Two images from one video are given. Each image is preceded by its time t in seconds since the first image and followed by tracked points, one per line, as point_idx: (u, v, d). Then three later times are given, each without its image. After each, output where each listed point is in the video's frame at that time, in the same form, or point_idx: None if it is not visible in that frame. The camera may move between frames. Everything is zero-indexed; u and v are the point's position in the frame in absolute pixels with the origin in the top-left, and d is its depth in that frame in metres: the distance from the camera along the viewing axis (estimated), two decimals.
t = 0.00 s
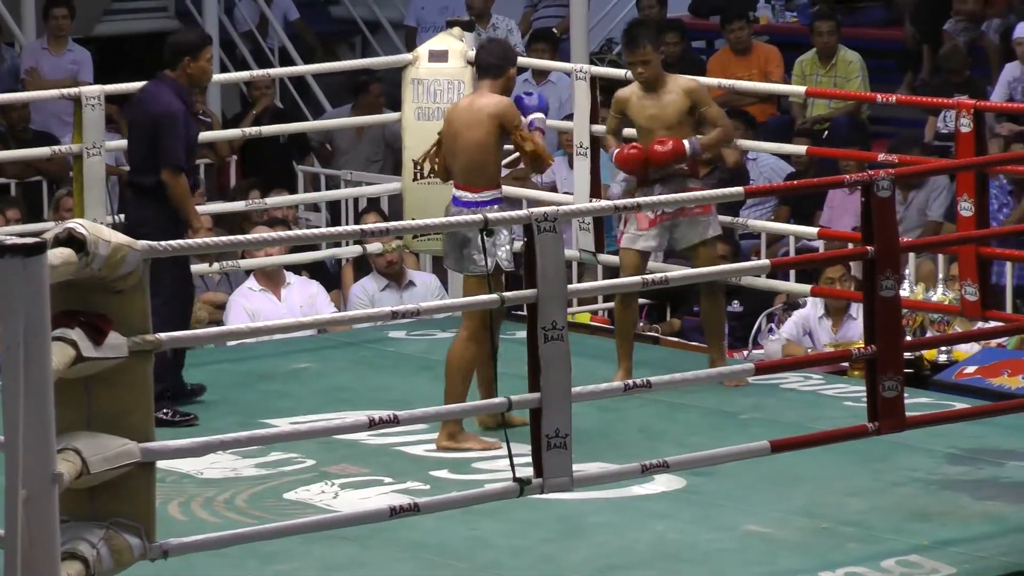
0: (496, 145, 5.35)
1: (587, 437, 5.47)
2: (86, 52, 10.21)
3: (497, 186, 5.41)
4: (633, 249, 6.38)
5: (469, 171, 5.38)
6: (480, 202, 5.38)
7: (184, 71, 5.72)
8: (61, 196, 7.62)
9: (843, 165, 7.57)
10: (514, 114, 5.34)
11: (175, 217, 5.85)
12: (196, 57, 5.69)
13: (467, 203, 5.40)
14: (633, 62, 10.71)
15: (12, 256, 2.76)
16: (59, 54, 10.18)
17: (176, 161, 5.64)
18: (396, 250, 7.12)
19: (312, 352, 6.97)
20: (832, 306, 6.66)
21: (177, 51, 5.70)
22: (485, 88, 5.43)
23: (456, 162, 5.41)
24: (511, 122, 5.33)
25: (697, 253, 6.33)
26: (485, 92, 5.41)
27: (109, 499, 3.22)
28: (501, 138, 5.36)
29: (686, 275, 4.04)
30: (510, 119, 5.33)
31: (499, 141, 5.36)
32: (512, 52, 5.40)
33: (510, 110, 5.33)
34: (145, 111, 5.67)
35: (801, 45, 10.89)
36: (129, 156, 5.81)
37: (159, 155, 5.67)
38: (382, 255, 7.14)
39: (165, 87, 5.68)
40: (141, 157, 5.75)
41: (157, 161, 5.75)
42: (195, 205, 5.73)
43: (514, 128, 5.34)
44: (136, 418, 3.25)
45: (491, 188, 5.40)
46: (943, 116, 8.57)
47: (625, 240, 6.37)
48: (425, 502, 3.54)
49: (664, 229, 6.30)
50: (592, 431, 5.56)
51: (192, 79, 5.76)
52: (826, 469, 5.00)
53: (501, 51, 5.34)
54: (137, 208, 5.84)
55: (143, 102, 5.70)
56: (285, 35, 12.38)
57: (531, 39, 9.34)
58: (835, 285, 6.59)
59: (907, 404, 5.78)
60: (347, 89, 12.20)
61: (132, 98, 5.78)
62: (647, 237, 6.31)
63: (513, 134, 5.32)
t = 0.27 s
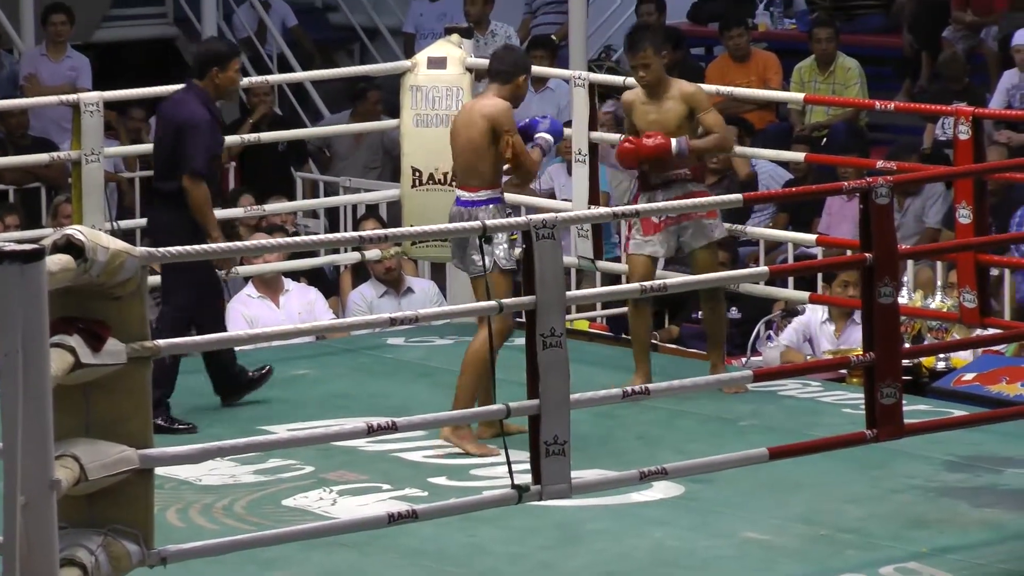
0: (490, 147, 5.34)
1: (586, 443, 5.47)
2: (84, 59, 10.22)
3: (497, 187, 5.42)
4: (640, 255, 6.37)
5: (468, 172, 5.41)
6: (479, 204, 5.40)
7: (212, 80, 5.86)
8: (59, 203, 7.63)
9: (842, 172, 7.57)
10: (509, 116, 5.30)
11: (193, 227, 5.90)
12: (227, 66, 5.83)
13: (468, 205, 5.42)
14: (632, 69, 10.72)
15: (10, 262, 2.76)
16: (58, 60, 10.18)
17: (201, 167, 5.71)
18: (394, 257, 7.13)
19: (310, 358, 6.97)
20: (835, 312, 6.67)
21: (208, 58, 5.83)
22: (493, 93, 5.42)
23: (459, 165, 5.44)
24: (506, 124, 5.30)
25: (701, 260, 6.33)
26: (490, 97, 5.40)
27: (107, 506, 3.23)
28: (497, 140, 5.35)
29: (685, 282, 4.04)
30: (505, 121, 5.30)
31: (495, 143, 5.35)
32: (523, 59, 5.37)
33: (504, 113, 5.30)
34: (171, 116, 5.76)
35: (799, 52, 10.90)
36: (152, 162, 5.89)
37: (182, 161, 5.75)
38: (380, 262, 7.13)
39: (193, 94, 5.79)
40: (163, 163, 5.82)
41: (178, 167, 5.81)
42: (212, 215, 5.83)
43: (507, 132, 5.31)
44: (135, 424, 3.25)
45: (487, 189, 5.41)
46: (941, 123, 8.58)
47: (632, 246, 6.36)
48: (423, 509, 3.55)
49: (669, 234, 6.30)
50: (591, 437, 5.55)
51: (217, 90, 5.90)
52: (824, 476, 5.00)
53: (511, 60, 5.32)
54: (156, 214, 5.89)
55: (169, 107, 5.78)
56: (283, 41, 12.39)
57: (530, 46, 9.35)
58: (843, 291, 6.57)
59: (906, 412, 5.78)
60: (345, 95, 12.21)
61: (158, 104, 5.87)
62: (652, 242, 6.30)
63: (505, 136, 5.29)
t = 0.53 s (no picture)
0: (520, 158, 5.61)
1: (582, 451, 5.47)
2: (82, 66, 10.23)
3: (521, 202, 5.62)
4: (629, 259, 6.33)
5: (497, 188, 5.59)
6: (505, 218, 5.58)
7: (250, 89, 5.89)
8: (57, 210, 7.63)
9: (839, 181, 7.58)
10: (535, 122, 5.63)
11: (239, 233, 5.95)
12: (263, 74, 5.86)
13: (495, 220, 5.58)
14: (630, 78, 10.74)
15: (7, 270, 2.73)
16: (56, 67, 10.19)
17: (242, 174, 5.77)
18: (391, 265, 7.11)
19: (307, 366, 6.97)
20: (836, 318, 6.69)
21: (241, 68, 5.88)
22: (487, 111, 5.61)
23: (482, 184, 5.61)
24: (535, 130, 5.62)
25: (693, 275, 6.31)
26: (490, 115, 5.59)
27: (104, 513, 3.23)
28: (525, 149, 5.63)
29: (681, 290, 4.04)
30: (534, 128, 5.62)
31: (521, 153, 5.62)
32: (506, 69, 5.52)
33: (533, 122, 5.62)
34: (210, 125, 5.82)
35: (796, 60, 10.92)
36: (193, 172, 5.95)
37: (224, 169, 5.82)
38: (377, 269, 7.13)
39: (230, 104, 5.85)
40: (204, 172, 5.89)
41: (221, 176, 5.88)
42: (257, 221, 5.88)
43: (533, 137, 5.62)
44: (131, 430, 3.25)
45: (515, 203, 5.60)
46: (938, 132, 8.59)
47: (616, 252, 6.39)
48: (419, 516, 3.55)
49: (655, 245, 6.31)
50: (587, 445, 5.56)
51: (256, 97, 5.93)
52: (820, 484, 5.00)
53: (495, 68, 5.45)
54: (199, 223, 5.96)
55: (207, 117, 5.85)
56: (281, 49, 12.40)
57: (527, 54, 9.36)
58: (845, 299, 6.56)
59: (902, 420, 5.78)
60: (343, 103, 12.22)
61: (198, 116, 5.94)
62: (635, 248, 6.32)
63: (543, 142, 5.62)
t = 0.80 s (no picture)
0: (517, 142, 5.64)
1: (579, 459, 5.46)
2: (79, 72, 10.22)
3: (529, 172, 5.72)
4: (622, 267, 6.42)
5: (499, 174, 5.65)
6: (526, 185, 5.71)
7: (275, 76, 6.02)
8: (52, 217, 7.63)
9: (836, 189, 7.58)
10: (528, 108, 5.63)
11: (272, 218, 6.07)
12: (286, 62, 5.99)
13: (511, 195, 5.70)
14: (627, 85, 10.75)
15: (2, 277, 2.76)
16: (52, 73, 10.19)
17: (276, 160, 5.92)
18: (388, 272, 7.11)
19: (304, 373, 6.96)
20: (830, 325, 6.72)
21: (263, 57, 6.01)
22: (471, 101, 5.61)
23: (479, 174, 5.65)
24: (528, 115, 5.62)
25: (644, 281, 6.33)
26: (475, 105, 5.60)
27: (100, 520, 3.22)
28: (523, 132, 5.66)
29: (678, 298, 4.04)
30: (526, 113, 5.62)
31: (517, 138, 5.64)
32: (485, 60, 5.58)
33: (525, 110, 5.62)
34: (242, 115, 5.96)
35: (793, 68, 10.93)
36: (223, 163, 6.07)
37: (258, 157, 5.95)
38: (374, 276, 7.13)
39: (258, 94, 5.99)
40: (238, 162, 6.01)
41: (253, 165, 6.00)
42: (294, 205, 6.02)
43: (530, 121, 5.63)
44: (127, 438, 3.24)
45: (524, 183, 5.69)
46: (935, 140, 8.59)
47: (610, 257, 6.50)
48: (415, 524, 3.55)
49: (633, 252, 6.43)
50: (584, 453, 5.55)
51: (281, 84, 6.07)
52: (817, 492, 5.00)
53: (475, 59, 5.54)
54: (230, 212, 6.07)
55: (237, 108, 5.98)
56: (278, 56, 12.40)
57: (524, 62, 9.36)
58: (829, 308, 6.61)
59: (899, 429, 5.78)
60: (340, 111, 12.22)
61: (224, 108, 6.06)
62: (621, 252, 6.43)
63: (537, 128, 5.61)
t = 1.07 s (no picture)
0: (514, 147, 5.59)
1: (574, 467, 5.46)
2: (75, 79, 10.23)
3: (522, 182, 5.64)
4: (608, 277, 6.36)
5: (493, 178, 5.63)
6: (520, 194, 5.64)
7: (283, 83, 6.05)
8: (49, 224, 7.63)
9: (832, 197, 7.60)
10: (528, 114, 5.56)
11: (287, 223, 6.10)
12: (296, 69, 6.02)
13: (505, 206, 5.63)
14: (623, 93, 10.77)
15: None
16: (49, 80, 10.20)
17: (299, 165, 5.94)
18: (384, 280, 7.13)
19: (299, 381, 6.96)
20: (819, 334, 6.75)
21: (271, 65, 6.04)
22: (480, 100, 5.67)
23: (475, 173, 5.66)
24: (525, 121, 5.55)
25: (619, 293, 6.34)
26: (481, 104, 5.65)
27: (95, 526, 3.22)
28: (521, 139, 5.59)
29: (674, 306, 4.05)
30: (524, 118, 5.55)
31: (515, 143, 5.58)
32: (499, 60, 5.64)
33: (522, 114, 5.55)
34: (260, 123, 5.95)
35: (789, 77, 10.96)
36: (238, 171, 6.05)
37: (278, 163, 5.96)
38: (370, 284, 7.14)
39: (272, 101, 6.00)
40: (256, 170, 6.01)
41: (271, 171, 6.01)
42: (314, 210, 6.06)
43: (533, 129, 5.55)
44: (123, 445, 3.24)
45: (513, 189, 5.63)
46: (932, 149, 8.61)
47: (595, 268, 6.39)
48: (410, 531, 3.56)
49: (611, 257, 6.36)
50: (579, 461, 5.55)
51: (288, 90, 6.10)
52: (812, 501, 5.00)
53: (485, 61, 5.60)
54: (246, 220, 6.06)
55: (254, 117, 5.97)
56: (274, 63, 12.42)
57: (521, 70, 9.38)
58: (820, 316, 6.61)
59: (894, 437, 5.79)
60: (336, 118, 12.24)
61: (236, 117, 6.02)
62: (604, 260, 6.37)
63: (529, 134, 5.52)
